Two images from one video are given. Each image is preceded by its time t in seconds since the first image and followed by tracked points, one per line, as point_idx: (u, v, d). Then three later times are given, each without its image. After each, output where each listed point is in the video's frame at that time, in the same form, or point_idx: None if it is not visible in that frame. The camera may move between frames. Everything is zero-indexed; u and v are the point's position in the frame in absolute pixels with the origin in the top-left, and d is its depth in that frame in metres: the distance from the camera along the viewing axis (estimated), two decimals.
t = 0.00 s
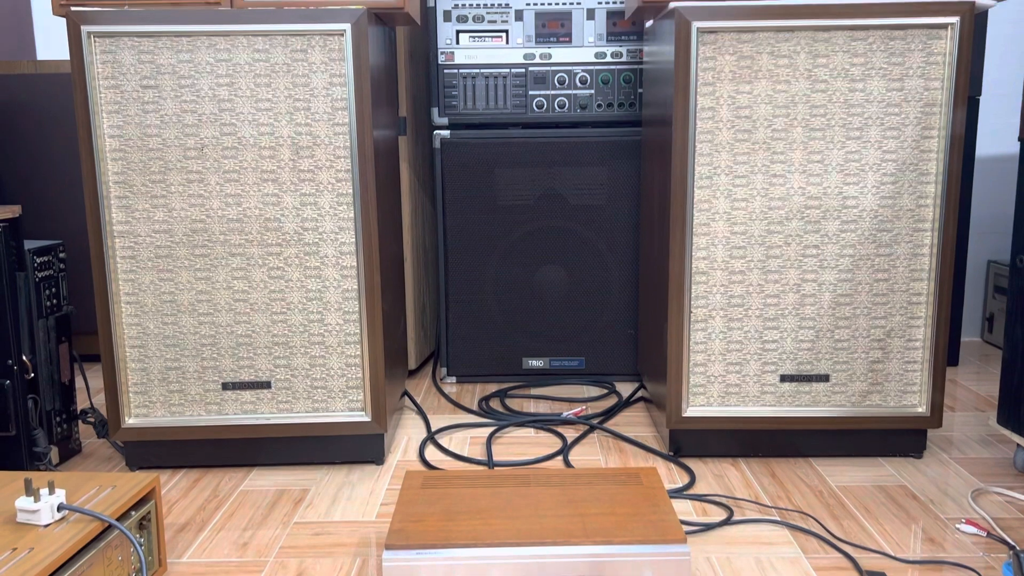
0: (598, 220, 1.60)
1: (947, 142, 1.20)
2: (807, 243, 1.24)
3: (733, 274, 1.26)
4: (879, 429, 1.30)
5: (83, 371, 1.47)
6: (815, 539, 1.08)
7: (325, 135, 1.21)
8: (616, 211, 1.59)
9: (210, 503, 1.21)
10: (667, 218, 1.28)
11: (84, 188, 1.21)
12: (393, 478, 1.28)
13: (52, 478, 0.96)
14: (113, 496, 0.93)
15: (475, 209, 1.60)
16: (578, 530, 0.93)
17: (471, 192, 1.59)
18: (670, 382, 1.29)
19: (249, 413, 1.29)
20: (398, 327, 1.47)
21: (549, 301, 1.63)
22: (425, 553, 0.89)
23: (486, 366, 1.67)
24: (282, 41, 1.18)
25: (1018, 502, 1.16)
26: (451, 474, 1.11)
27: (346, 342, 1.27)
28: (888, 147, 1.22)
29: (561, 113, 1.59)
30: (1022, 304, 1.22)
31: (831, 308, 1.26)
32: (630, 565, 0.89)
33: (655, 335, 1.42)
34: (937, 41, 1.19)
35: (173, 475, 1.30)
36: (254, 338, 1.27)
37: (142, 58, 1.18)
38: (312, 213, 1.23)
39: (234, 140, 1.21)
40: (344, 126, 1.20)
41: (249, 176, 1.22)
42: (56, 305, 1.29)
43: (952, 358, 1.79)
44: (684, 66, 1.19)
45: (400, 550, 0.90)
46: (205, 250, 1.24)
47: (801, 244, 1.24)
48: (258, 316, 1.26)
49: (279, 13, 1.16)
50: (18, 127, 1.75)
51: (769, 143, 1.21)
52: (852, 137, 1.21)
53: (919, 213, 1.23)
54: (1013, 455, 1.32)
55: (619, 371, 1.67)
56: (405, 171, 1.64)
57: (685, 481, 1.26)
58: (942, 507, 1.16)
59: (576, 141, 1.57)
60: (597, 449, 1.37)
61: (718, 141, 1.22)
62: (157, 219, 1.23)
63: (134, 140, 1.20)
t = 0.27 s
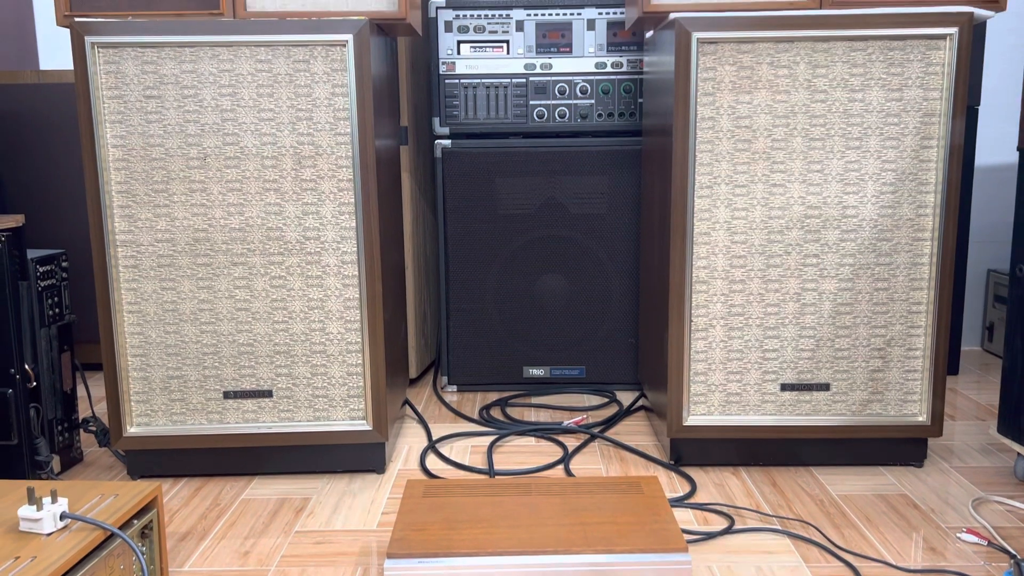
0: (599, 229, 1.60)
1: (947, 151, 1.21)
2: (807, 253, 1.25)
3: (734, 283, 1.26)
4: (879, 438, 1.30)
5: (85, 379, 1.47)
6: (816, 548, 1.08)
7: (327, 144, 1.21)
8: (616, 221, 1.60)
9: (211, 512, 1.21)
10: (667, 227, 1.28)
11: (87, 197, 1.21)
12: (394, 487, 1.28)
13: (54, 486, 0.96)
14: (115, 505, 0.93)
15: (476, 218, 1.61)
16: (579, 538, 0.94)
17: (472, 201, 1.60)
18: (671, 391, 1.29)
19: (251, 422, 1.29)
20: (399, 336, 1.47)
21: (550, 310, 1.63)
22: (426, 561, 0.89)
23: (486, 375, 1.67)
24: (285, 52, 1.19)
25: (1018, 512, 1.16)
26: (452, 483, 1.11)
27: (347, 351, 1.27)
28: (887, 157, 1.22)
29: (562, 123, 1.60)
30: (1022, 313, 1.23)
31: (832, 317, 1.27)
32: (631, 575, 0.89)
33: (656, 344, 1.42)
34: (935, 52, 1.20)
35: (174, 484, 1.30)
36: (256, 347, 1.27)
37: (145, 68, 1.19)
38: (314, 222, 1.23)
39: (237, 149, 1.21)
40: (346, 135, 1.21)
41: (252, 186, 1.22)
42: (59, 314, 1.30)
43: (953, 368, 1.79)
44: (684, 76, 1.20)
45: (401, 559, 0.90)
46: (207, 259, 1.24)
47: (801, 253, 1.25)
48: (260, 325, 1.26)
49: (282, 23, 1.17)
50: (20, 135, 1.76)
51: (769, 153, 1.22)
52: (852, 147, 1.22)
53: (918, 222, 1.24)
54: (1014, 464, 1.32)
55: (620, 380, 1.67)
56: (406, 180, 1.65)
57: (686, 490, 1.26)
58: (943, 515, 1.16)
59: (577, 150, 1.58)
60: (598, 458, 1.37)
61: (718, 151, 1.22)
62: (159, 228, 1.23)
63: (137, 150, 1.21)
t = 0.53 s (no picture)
0: (598, 234, 1.61)
1: (944, 157, 1.21)
2: (805, 258, 1.25)
3: (733, 289, 1.26)
4: (879, 443, 1.30)
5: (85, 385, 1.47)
6: (815, 553, 1.08)
7: (328, 151, 1.22)
8: (616, 226, 1.60)
9: (211, 517, 1.21)
10: (667, 233, 1.29)
11: (88, 204, 1.22)
12: (394, 493, 1.28)
13: (55, 492, 0.96)
14: (115, 510, 0.93)
15: (477, 224, 1.61)
16: (578, 544, 0.94)
17: (472, 207, 1.60)
18: (670, 396, 1.29)
19: (250, 428, 1.29)
20: (399, 341, 1.48)
21: (550, 316, 1.64)
22: (426, 567, 0.89)
23: (486, 381, 1.67)
24: (285, 58, 1.19)
25: (1018, 517, 1.17)
26: (451, 488, 1.11)
27: (347, 357, 1.27)
28: (886, 163, 1.23)
29: (561, 129, 1.61)
30: (1021, 319, 1.23)
31: (831, 323, 1.27)
32: None
33: (655, 349, 1.42)
34: (933, 58, 1.20)
35: (174, 490, 1.30)
36: (256, 353, 1.27)
37: (147, 75, 1.19)
38: (314, 228, 1.24)
39: (237, 155, 1.22)
40: (346, 142, 1.21)
41: (252, 192, 1.23)
42: (59, 320, 1.30)
43: (952, 373, 1.79)
44: (683, 83, 1.21)
45: (401, 564, 0.90)
46: (207, 264, 1.24)
47: (799, 259, 1.25)
48: (260, 330, 1.27)
49: (282, 30, 1.18)
50: (20, 140, 1.76)
51: (767, 159, 1.23)
52: (850, 153, 1.22)
53: (917, 228, 1.24)
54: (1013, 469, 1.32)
55: (619, 386, 1.67)
56: (406, 186, 1.65)
57: (686, 495, 1.26)
58: (943, 521, 1.16)
59: (577, 156, 1.58)
60: (597, 463, 1.37)
61: (717, 157, 1.23)
62: (160, 234, 1.23)
63: (138, 156, 1.21)
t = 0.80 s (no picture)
0: (598, 239, 1.61)
1: (943, 163, 1.22)
2: (804, 263, 1.25)
3: (732, 294, 1.27)
4: (878, 448, 1.31)
5: (85, 390, 1.47)
6: (815, 558, 1.08)
7: (328, 156, 1.22)
8: (615, 231, 1.61)
9: (211, 522, 1.21)
10: (666, 238, 1.29)
11: (89, 209, 1.22)
12: (394, 498, 1.28)
13: (56, 497, 0.96)
14: (116, 515, 0.93)
15: (477, 230, 1.61)
16: (578, 548, 0.94)
17: (472, 213, 1.61)
18: (670, 401, 1.29)
19: (251, 433, 1.29)
20: (399, 346, 1.48)
21: (549, 321, 1.64)
22: (426, 572, 0.89)
23: (486, 386, 1.68)
24: (286, 65, 1.20)
25: (1017, 522, 1.17)
26: (451, 493, 1.11)
27: (347, 362, 1.28)
28: (884, 168, 1.23)
29: (561, 135, 1.61)
30: (1019, 324, 1.23)
31: (830, 328, 1.27)
32: None
33: (655, 354, 1.43)
34: (932, 64, 1.21)
35: (174, 495, 1.30)
36: (256, 358, 1.27)
37: (147, 81, 1.20)
38: (315, 234, 1.24)
39: (238, 161, 1.22)
40: (347, 147, 1.22)
41: (253, 197, 1.23)
42: (60, 325, 1.30)
43: (951, 378, 1.80)
44: (682, 89, 1.21)
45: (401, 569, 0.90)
46: (208, 270, 1.25)
47: (798, 264, 1.25)
48: (260, 336, 1.27)
49: (283, 36, 1.18)
50: (21, 145, 1.77)
51: (766, 164, 1.23)
52: (849, 159, 1.23)
53: (915, 233, 1.25)
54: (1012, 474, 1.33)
55: (619, 391, 1.67)
56: (406, 191, 1.66)
57: (686, 500, 1.26)
58: (942, 526, 1.16)
59: (576, 162, 1.59)
60: (597, 468, 1.37)
61: (716, 162, 1.23)
62: (161, 239, 1.24)
63: (138, 162, 1.22)
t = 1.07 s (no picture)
0: (598, 242, 1.61)
1: (943, 164, 1.22)
2: (804, 265, 1.26)
3: (732, 296, 1.27)
4: (878, 450, 1.30)
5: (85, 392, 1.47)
6: (815, 560, 1.08)
7: (328, 158, 1.22)
8: (616, 233, 1.61)
9: (211, 525, 1.21)
10: (666, 240, 1.29)
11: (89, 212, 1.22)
12: (394, 500, 1.28)
13: (56, 499, 0.95)
14: (116, 517, 0.93)
15: (477, 232, 1.61)
16: (579, 550, 0.94)
17: (472, 215, 1.61)
18: (670, 403, 1.29)
19: (251, 435, 1.29)
20: (399, 348, 1.48)
21: (550, 323, 1.64)
22: (426, 574, 0.89)
23: (487, 388, 1.68)
24: (286, 67, 1.20)
25: (1018, 524, 1.17)
26: (452, 495, 1.11)
27: (348, 364, 1.28)
28: (885, 170, 1.23)
29: (561, 137, 1.62)
30: (1020, 326, 1.23)
31: (830, 330, 1.27)
32: None
33: (655, 356, 1.43)
34: (931, 66, 1.21)
35: (174, 497, 1.30)
36: (257, 360, 1.27)
37: (148, 83, 1.20)
38: (315, 236, 1.24)
39: (239, 163, 1.22)
40: (347, 149, 1.22)
41: (253, 199, 1.23)
42: (60, 327, 1.30)
43: (951, 381, 1.80)
44: (682, 91, 1.21)
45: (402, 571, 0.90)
46: (208, 272, 1.25)
47: (799, 266, 1.26)
48: (260, 338, 1.27)
49: (283, 39, 1.19)
50: (21, 148, 1.77)
51: (767, 166, 1.23)
52: (849, 161, 1.23)
53: (915, 235, 1.25)
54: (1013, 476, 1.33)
55: (619, 393, 1.67)
56: (406, 193, 1.66)
57: (686, 502, 1.26)
58: (943, 528, 1.16)
59: (577, 164, 1.59)
60: (597, 470, 1.37)
61: (716, 164, 1.23)
62: (161, 241, 1.24)
63: (139, 164, 1.22)
